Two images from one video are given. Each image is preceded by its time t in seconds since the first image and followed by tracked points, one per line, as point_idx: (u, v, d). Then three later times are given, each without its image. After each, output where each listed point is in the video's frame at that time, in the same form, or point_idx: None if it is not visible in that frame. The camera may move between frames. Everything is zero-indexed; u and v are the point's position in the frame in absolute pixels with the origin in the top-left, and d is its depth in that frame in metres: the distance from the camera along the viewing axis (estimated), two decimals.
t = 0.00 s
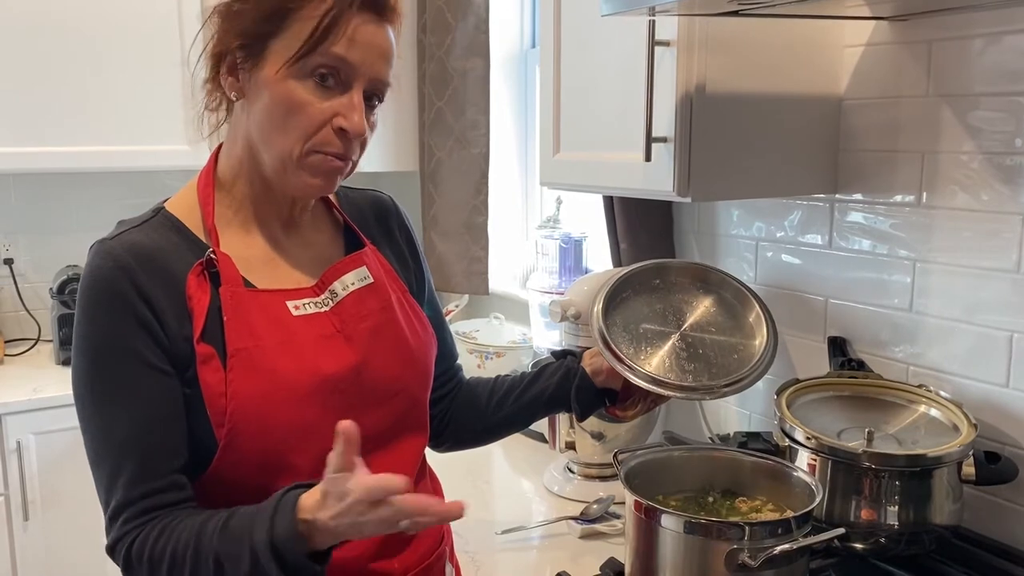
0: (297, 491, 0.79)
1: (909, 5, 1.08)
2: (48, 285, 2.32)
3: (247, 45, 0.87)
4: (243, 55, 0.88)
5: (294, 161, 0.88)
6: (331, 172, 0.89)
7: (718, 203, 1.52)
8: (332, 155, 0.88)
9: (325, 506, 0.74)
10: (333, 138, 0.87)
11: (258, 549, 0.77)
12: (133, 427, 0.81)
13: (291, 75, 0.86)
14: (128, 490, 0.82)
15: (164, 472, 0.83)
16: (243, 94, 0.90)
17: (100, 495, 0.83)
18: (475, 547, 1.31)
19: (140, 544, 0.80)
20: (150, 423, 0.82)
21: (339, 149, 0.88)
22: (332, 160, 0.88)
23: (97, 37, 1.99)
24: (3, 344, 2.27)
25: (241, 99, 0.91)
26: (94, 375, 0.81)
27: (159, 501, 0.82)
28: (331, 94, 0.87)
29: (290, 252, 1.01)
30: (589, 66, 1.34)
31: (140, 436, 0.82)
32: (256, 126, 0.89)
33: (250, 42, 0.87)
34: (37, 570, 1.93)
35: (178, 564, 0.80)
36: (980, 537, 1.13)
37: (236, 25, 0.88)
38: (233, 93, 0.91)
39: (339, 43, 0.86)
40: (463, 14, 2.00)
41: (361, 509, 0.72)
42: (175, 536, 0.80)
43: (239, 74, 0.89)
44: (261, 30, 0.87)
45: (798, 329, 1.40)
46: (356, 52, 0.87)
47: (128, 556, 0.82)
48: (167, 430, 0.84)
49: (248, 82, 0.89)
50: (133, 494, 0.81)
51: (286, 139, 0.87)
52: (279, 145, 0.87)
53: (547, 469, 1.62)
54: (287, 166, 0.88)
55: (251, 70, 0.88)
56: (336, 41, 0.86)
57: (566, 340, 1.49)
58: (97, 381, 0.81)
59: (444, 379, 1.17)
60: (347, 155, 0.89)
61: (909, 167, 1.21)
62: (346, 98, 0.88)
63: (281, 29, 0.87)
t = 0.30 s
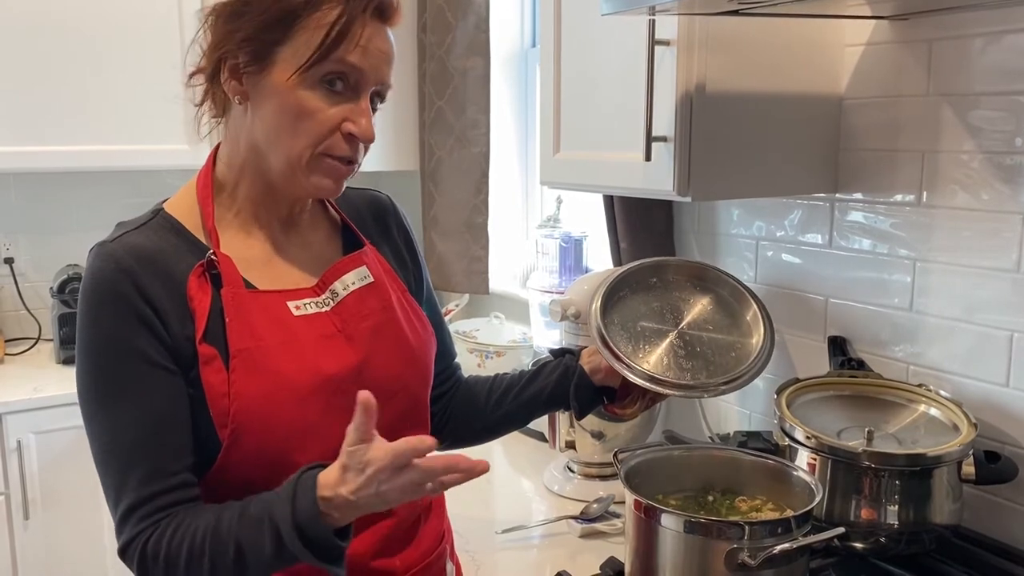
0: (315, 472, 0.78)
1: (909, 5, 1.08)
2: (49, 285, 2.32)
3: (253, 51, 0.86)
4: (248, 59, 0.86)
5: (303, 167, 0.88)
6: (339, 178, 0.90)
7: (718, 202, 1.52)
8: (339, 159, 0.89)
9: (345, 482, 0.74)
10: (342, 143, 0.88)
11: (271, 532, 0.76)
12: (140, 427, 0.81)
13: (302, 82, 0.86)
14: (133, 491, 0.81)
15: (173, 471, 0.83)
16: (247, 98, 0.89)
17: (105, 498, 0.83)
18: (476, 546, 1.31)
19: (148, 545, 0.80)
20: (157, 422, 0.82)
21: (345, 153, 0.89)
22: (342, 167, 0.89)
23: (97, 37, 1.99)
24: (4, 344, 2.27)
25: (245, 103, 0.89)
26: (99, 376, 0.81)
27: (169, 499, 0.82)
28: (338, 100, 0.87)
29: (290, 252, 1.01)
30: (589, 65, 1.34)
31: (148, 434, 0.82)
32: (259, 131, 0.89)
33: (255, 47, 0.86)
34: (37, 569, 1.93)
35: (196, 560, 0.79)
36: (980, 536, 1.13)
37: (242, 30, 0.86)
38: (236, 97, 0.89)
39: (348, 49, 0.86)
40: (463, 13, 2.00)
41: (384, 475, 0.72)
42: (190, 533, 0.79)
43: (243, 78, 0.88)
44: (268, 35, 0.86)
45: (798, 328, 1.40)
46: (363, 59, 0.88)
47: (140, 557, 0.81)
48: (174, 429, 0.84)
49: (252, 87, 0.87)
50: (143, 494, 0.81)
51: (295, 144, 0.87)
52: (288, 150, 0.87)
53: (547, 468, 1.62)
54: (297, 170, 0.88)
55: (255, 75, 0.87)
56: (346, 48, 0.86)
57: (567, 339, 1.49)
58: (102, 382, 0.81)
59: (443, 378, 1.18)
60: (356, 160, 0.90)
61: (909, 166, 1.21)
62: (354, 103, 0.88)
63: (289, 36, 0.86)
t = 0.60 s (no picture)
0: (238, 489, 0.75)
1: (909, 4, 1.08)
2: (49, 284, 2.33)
3: (252, 52, 0.86)
4: (248, 60, 0.86)
5: (306, 167, 0.88)
6: (342, 177, 0.89)
7: (718, 202, 1.52)
8: (342, 159, 0.88)
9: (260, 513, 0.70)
10: (343, 142, 0.87)
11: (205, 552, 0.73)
12: (132, 429, 0.82)
13: (302, 81, 0.86)
14: (120, 492, 0.82)
15: (164, 472, 0.83)
16: (248, 99, 0.89)
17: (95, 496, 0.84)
18: (475, 546, 1.31)
19: (126, 545, 0.80)
20: (150, 424, 0.83)
21: (348, 153, 0.88)
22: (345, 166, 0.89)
23: (97, 37, 1.99)
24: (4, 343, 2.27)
25: (246, 104, 0.89)
26: (93, 378, 0.82)
27: (159, 501, 0.82)
28: (338, 100, 0.87)
29: (290, 252, 1.02)
30: (589, 65, 1.34)
31: (140, 437, 0.82)
32: (260, 131, 0.89)
33: (255, 48, 0.86)
34: (38, 568, 1.94)
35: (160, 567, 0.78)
36: (979, 536, 1.14)
37: (241, 30, 0.86)
38: (236, 99, 0.89)
39: (348, 46, 0.86)
40: (463, 12, 2.00)
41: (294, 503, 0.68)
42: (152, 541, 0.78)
43: (243, 80, 0.88)
44: (266, 35, 0.86)
45: (798, 328, 1.40)
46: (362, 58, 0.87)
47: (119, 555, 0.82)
48: (167, 431, 0.84)
49: (253, 88, 0.87)
50: (131, 495, 0.81)
51: (297, 144, 0.87)
52: (290, 150, 0.87)
53: (547, 467, 1.62)
54: (300, 170, 0.88)
55: (255, 77, 0.87)
56: (346, 44, 0.86)
57: (566, 338, 1.49)
58: (96, 383, 0.82)
59: (444, 378, 1.18)
60: (360, 160, 0.90)
61: (909, 165, 1.21)
62: (354, 102, 0.88)
63: (288, 36, 0.86)
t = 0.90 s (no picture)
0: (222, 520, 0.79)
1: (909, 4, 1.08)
2: (50, 283, 2.33)
3: (254, 62, 0.86)
4: (250, 68, 0.87)
5: (295, 180, 0.88)
6: (331, 194, 0.90)
7: (718, 201, 1.52)
8: (330, 174, 0.88)
9: None
10: (335, 160, 0.87)
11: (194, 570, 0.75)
12: (116, 436, 0.83)
13: (298, 98, 0.85)
14: (106, 497, 0.83)
15: (147, 479, 0.84)
16: (246, 105, 0.89)
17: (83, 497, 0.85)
18: (475, 545, 1.31)
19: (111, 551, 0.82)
20: (136, 431, 0.83)
21: (339, 170, 0.88)
22: (334, 184, 0.89)
23: (97, 37, 2.00)
24: (5, 343, 2.27)
25: (241, 108, 0.90)
26: (81, 383, 0.82)
27: (140, 508, 0.83)
28: (334, 119, 0.87)
29: (290, 256, 1.02)
30: (589, 64, 1.34)
31: (127, 444, 0.83)
32: (257, 139, 0.89)
33: (257, 58, 0.86)
34: (39, 567, 1.94)
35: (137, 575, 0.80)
36: (978, 535, 1.14)
37: (242, 38, 0.87)
38: (235, 103, 0.90)
39: (348, 66, 0.85)
40: (464, 12, 2.00)
41: None
42: (128, 552, 0.80)
43: (242, 86, 0.88)
44: (267, 46, 0.86)
45: (798, 328, 1.40)
46: (363, 77, 0.86)
47: (99, 557, 0.84)
48: (153, 438, 0.85)
49: (252, 96, 0.88)
50: (112, 501, 0.83)
51: (289, 158, 0.87)
52: (282, 162, 0.88)
53: (546, 466, 1.62)
54: (290, 183, 0.89)
55: (254, 85, 0.87)
56: (346, 64, 0.85)
57: (566, 338, 1.49)
58: (84, 388, 0.82)
59: (441, 381, 1.17)
60: (351, 178, 0.90)
61: (909, 166, 1.21)
62: (350, 121, 0.87)
63: (290, 50, 0.85)
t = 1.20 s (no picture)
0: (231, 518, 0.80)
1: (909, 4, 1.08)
2: (50, 283, 2.33)
3: (253, 59, 0.86)
4: (249, 66, 0.86)
5: (309, 173, 0.89)
6: (343, 181, 0.91)
7: (718, 202, 1.52)
8: (344, 163, 0.89)
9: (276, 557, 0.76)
10: (347, 147, 0.89)
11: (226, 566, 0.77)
12: (120, 440, 0.83)
13: (305, 91, 0.86)
14: (111, 499, 0.83)
15: (152, 482, 0.84)
16: (248, 105, 0.89)
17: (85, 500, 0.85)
18: (475, 546, 1.32)
19: (122, 554, 0.82)
20: (140, 433, 0.84)
21: (350, 158, 0.89)
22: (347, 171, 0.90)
23: (98, 38, 2.00)
24: (6, 343, 2.27)
25: (245, 110, 0.89)
26: (81, 387, 0.83)
27: (147, 510, 0.84)
28: (343, 107, 0.88)
29: (289, 257, 1.02)
30: (589, 65, 1.34)
31: (130, 446, 0.83)
32: (263, 137, 0.89)
33: (257, 56, 0.86)
34: (40, 567, 1.94)
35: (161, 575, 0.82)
36: (978, 536, 1.14)
37: (238, 38, 0.86)
38: (236, 105, 0.89)
39: (353, 54, 0.86)
40: (464, 13, 2.00)
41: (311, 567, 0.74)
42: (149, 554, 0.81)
43: (243, 87, 0.88)
44: (266, 43, 0.85)
45: (797, 327, 1.40)
46: (365, 62, 0.87)
47: (110, 561, 0.84)
48: (156, 440, 0.85)
49: (254, 95, 0.87)
50: (118, 505, 0.83)
51: (302, 150, 0.87)
52: (293, 156, 0.88)
53: (546, 466, 1.62)
54: (303, 176, 0.89)
55: (256, 83, 0.87)
56: (351, 52, 0.86)
57: (566, 338, 1.49)
58: (85, 392, 0.83)
59: (440, 381, 1.18)
60: (362, 164, 0.91)
61: (908, 166, 1.21)
62: (357, 108, 0.88)
63: (291, 45, 0.85)
